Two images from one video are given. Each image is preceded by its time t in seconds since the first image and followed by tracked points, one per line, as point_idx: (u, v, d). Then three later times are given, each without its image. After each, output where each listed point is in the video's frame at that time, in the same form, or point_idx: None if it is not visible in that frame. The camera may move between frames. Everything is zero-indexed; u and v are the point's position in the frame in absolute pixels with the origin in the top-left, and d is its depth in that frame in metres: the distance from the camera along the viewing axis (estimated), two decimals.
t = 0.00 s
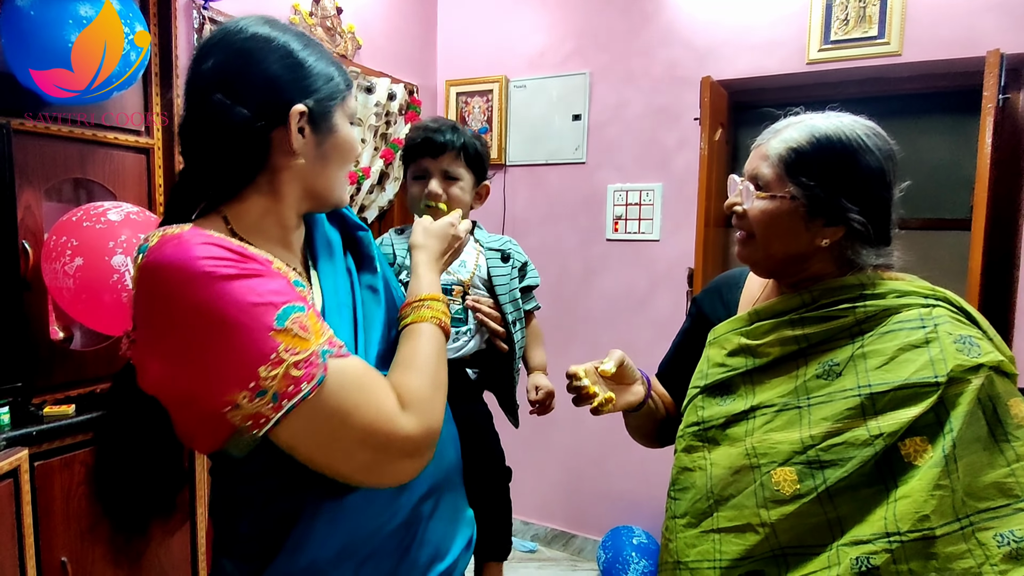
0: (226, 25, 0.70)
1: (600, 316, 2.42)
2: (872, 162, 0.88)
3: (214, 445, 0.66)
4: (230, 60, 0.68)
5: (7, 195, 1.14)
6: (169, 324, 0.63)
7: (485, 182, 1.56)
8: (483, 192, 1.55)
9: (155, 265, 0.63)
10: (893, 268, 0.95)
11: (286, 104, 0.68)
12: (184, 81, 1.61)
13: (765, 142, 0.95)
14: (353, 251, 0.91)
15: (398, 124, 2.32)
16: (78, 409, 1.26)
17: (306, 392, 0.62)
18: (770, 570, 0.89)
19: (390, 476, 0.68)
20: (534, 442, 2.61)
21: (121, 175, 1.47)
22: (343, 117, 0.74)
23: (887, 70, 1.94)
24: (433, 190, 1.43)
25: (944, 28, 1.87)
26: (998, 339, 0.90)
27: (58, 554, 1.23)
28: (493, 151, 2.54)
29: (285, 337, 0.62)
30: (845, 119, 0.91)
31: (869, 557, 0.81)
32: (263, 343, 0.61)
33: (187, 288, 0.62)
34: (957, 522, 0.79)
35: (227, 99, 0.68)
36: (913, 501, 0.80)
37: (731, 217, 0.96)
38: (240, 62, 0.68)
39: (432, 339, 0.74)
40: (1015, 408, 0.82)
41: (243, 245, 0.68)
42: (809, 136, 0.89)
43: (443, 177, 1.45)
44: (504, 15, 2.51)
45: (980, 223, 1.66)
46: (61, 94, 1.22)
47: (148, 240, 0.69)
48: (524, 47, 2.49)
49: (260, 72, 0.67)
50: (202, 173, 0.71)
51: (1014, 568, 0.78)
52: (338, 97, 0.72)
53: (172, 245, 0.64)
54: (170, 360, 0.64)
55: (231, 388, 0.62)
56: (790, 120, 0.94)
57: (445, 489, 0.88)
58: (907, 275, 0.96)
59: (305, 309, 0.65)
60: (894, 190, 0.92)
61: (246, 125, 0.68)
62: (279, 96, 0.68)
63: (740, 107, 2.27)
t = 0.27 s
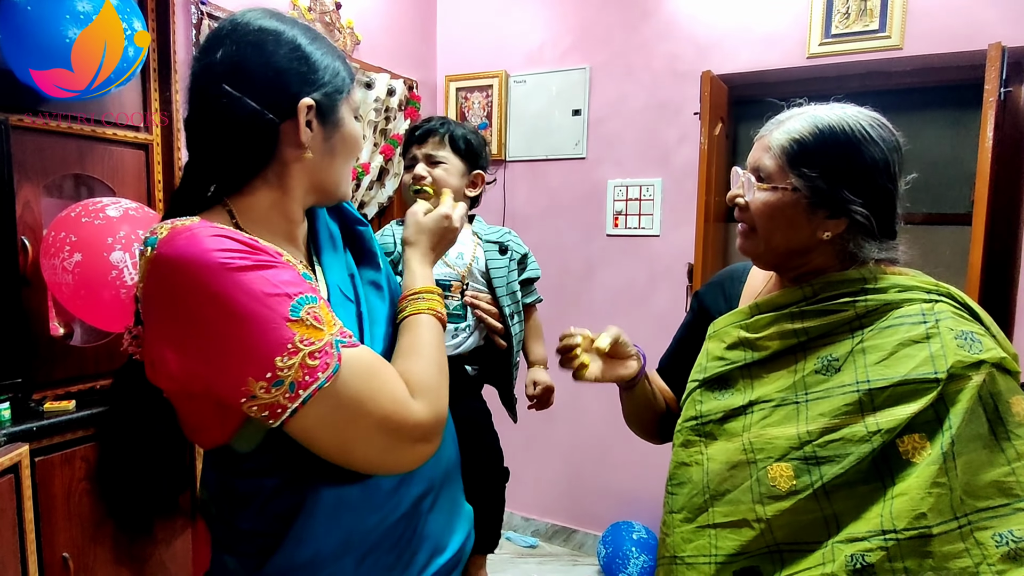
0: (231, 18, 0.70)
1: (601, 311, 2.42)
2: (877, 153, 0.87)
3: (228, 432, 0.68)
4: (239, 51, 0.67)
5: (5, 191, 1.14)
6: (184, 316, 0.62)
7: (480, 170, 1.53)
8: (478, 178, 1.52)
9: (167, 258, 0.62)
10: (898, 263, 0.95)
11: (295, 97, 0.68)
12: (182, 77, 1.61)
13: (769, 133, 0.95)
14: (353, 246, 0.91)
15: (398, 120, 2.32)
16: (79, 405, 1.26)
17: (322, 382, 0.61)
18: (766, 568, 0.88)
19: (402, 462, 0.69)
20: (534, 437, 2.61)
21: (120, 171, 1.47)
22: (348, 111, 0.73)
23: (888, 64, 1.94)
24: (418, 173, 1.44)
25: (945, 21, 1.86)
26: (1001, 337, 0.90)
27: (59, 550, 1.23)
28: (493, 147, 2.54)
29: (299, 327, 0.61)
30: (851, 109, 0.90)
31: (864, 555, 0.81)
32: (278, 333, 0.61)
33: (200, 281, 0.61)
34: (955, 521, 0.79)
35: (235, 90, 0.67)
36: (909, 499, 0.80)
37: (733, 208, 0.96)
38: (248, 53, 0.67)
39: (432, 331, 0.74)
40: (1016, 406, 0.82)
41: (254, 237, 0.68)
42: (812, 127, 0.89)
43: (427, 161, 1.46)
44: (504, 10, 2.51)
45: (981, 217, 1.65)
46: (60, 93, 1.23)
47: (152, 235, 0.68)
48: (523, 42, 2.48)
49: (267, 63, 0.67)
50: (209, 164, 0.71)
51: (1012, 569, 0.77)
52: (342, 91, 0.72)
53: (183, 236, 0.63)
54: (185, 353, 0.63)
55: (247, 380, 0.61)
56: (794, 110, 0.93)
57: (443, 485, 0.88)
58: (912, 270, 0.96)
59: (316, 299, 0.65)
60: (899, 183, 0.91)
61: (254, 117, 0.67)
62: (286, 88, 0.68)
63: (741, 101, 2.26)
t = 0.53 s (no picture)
0: (220, 16, 0.70)
1: (599, 309, 2.42)
2: (872, 149, 0.87)
3: (222, 438, 0.66)
4: (232, 48, 0.67)
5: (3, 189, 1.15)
6: (171, 319, 0.62)
7: (477, 171, 1.53)
8: (474, 178, 1.53)
9: (160, 258, 0.63)
10: (895, 262, 0.94)
11: (287, 91, 0.68)
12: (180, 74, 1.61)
13: (764, 128, 0.94)
14: (352, 243, 0.91)
15: (396, 117, 2.32)
16: (77, 403, 1.27)
17: (294, 401, 0.61)
18: (762, 569, 0.89)
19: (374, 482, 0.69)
20: (533, 435, 2.62)
21: (117, 169, 1.47)
22: (341, 103, 0.74)
23: (887, 60, 1.93)
24: (415, 174, 1.44)
25: (945, 17, 1.85)
26: (997, 335, 0.90)
27: (58, 547, 1.24)
28: (492, 144, 2.54)
29: (277, 344, 0.61)
30: (846, 104, 0.89)
31: (862, 557, 0.81)
32: (256, 348, 0.61)
33: (190, 284, 0.61)
34: (953, 522, 0.79)
35: (228, 87, 0.67)
36: (907, 500, 0.80)
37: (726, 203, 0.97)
38: (241, 50, 0.67)
39: (426, 352, 0.72)
40: (1013, 406, 0.82)
41: (251, 240, 0.67)
42: (806, 122, 0.88)
43: (424, 162, 1.47)
44: (502, 6, 2.50)
45: (979, 213, 1.65)
46: (60, 93, 1.25)
47: (151, 232, 0.68)
48: (522, 39, 2.48)
49: (260, 59, 0.67)
50: (205, 162, 0.71)
51: (1009, 569, 0.77)
52: (332, 82, 0.72)
53: (179, 237, 0.63)
54: (171, 354, 0.64)
55: (224, 389, 0.61)
56: (789, 105, 0.93)
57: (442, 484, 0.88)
58: (909, 269, 0.96)
59: (303, 313, 0.65)
60: (893, 180, 0.91)
61: (249, 113, 0.67)
62: (278, 84, 0.68)
63: (739, 98, 2.26)
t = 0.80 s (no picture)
0: (210, 16, 0.70)
1: (599, 306, 2.43)
2: (863, 148, 0.87)
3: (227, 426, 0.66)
4: (224, 47, 0.67)
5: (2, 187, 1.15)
6: (177, 309, 0.62)
7: (476, 173, 1.55)
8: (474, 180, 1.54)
9: (162, 249, 0.63)
10: (889, 259, 0.94)
11: (280, 88, 0.68)
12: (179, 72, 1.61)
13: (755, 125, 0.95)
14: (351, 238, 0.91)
15: (395, 115, 2.32)
16: (78, 400, 1.27)
17: (311, 377, 0.62)
18: (762, 570, 0.90)
19: (394, 459, 0.69)
20: (532, 432, 2.62)
21: (116, 167, 1.47)
22: (333, 98, 0.74)
23: (886, 57, 1.93)
24: (420, 173, 1.43)
25: (944, 14, 1.85)
26: (994, 331, 0.90)
27: (59, 544, 1.24)
28: (491, 142, 2.54)
29: (290, 322, 0.62)
30: (837, 102, 0.89)
31: (864, 558, 0.81)
32: (270, 328, 0.61)
33: (193, 273, 0.61)
34: (953, 520, 0.80)
35: (222, 86, 0.67)
36: (908, 500, 0.80)
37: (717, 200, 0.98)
38: (233, 49, 0.67)
39: (430, 330, 0.74)
40: (1011, 403, 0.82)
41: (247, 227, 0.68)
42: (795, 120, 0.89)
43: (429, 162, 1.47)
44: (501, 4, 2.50)
45: (978, 211, 1.65)
46: (60, 93, 1.25)
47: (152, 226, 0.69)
48: (520, 36, 2.48)
49: (252, 58, 0.67)
50: (202, 161, 0.71)
51: (1011, 566, 0.78)
52: (324, 77, 0.72)
53: (179, 228, 0.63)
54: (177, 344, 0.63)
55: (237, 373, 0.62)
56: (780, 102, 0.93)
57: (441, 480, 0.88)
58: (904, 266, 0.95)
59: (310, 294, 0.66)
60: (886, 177, 0.90)
61: (244, 111, 0.67)
62: (270, 82, 0.68)
63: (738, 95, 2.26)
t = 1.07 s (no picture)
0: (207, 15, 0.70)
1: (599, 304, 2.43)
2: (855, 149, 0.87)
3: (246, 401, 0.69)
4: (224, 44, 0.67)
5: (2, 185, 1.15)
6: (201, 294, 0.62)
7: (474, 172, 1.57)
8: (473, 179, 1.56)
9: (180, 239, 0.63)
10: (887, 256, 0.94)
11: (277, 86, 0.68)
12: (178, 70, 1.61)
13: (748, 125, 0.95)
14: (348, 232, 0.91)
15: (394, 113, 2.32)
16: (78, 398, 1.27)
17: (344, 343, 0.63)
18: (763, 569, 0.90)
19: (433, 416, 0.71)
20: (532, 430, 2.62)
21: (116, 165, 1.47)
22: (331, 95, 0.74)
23: (885, 55, 1.93)
24: (424, 170, 1.45)
25: (943, 12, 1.86)
26: (993, 327, 0.90)
27: (59, 542, 1.24)
28: (490, 140, 2.54)
29: (317, 292, 0.63)
30: (830, 102, 0.89)
31: (865, 557, 0.82)
32: (298, 300, 0.61)
33: (215, 257, 0.61)
34: (954, 519, 0.80)
35: (222, 84, 0.67)
36: (908, 499, 0.80)
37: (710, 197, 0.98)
38: (232, 47, 0.67)
39: (439, 296, 0.75)
40: (1011, 399, 0.83)
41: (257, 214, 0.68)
42: (786, 120, 0.89)
43: (432, 160, 1.48)
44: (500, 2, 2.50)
45: (977, 208, 1.65)
46: (61, 93, 1.25)
47: (160, 219, 0.67)
48: (520, 34, 2.48)
49: (251, 55, 0.67)
50: (201, 159, 0.71)
51: (1011, 564, 0.78)
52: (322, 74, 0.72)
53: (194, 218, 0.63)
54: (205, 330, 0.63)
55: (270, 348, 0.62)
56: (773, 102, 0.93)
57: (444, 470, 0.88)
58: (902, 263, 0.95)
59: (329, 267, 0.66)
60: (879, 179, 0.90)
61: (243, 109, 0.67)
62: (269, 79, 0.68)
63: (737, 93, 2.26)
